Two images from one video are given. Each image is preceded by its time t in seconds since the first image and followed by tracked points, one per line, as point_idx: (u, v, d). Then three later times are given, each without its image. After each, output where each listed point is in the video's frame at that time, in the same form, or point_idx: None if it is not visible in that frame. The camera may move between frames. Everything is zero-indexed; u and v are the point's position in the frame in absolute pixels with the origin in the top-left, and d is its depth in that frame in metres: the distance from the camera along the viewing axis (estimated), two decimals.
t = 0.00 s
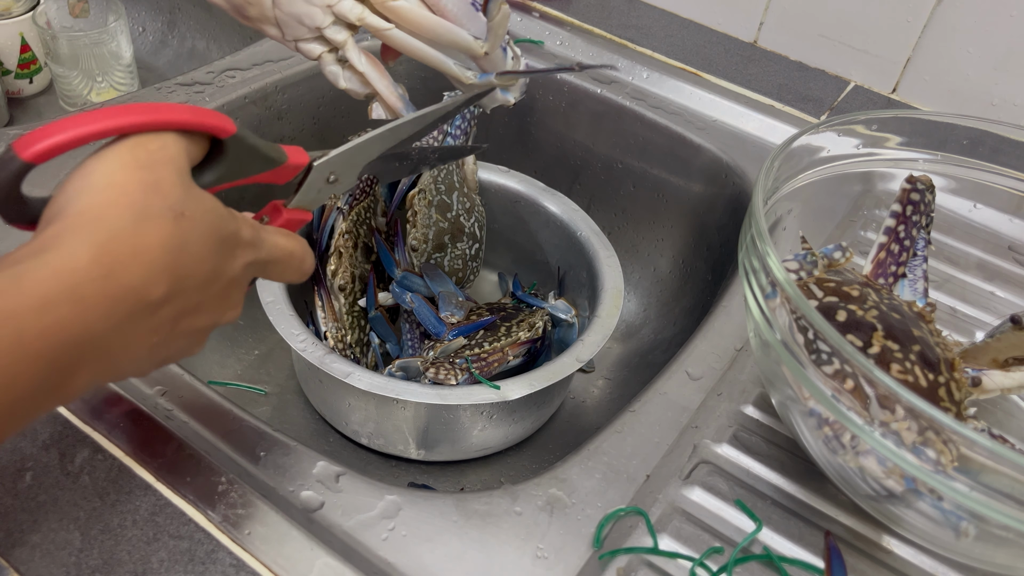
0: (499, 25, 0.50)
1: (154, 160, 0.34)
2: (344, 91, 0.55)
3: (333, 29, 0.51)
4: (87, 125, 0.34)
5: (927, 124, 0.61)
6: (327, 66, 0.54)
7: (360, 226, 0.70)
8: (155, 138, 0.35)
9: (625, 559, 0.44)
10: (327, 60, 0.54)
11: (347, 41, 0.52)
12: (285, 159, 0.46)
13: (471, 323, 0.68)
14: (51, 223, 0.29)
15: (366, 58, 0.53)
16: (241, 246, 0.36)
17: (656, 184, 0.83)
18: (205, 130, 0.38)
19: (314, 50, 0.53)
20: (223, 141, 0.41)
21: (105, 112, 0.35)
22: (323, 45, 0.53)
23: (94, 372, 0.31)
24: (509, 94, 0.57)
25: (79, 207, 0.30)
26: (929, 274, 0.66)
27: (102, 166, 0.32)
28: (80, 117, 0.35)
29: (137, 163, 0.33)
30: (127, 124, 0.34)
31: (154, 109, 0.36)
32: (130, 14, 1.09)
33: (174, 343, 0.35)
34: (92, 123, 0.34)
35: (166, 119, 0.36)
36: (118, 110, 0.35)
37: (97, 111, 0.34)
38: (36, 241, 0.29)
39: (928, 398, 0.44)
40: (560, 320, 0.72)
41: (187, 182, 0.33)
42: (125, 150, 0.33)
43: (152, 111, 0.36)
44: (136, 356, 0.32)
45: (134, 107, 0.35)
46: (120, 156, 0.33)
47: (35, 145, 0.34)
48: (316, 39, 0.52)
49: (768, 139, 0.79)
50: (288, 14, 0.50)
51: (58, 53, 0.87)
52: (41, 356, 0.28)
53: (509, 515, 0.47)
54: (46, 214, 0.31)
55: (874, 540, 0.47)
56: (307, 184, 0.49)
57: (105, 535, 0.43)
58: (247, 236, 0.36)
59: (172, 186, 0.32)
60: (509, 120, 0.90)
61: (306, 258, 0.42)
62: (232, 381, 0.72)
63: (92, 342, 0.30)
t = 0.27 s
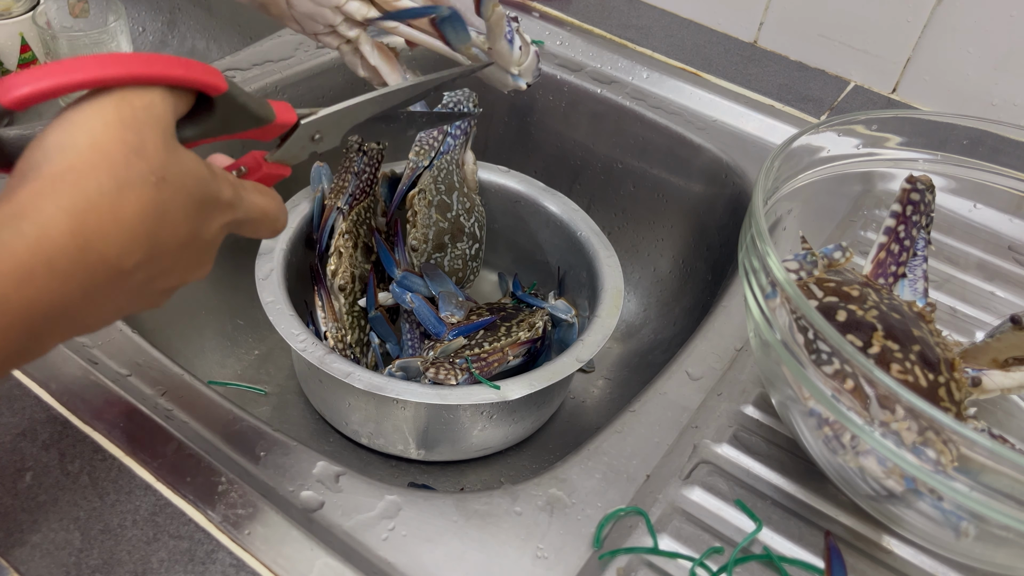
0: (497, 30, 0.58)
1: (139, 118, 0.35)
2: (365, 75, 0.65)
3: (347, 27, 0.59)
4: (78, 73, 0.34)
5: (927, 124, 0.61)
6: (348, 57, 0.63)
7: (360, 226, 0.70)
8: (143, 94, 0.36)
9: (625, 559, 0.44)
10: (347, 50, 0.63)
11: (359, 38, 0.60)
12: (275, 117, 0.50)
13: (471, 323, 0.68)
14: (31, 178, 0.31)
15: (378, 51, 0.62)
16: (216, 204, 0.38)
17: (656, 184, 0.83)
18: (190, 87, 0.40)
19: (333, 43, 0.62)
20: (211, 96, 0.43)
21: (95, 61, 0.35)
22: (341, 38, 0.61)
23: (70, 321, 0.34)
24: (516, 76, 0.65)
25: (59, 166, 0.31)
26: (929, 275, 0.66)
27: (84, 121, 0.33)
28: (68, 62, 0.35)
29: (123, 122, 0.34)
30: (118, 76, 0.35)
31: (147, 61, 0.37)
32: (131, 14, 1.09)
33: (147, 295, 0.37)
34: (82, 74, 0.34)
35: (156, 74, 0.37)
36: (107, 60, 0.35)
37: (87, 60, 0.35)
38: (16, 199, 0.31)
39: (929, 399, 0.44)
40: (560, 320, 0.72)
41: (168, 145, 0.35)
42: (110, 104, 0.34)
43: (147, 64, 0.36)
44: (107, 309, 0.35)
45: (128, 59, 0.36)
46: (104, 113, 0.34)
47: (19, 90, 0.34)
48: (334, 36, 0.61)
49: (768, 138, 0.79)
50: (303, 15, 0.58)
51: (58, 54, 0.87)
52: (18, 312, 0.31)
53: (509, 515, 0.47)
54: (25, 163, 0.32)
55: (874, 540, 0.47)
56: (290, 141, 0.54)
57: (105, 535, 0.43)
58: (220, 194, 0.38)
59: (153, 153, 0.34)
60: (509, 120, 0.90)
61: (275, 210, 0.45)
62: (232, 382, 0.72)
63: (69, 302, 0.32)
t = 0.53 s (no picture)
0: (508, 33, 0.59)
1: (127, 127, 0.36)
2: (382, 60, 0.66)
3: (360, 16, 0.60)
4: (75, 76, 0.32)
5: (928, 124, 0.61)
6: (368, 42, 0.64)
7: (360, 225, 0.70)
8: (134, 105, 0.36)
9: (625, 559, 0.44)
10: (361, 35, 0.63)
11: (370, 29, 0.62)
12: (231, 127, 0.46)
13: (471, 323, 0.68)
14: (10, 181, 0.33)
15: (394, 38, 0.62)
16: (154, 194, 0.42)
17: (656, 184, 0.83)
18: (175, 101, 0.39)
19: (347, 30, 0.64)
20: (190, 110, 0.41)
21: (94, 67, 0.33)
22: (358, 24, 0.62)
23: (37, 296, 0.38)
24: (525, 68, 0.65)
25: (42, 176, 0.33)
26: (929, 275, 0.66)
27: (68, 131, 0.34)
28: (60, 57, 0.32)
29: (111, 135, 0.35)
30: (117, 87, 0.34)
31: (145, 73, 0.36)
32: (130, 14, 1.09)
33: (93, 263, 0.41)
34: (80, 77, 0.32)
35: (153, 89, 0.36)
36: (108, 66, 0.34)
37: (88, 65, 0.33)
38: None
39: (929, 399, 0.44)
40: (560, 320, 0.72)
41: (137, 156, 0.37)
42: (102, 113, 0.35)
43: (144, 78, 0.36)
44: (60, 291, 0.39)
45: (127, 68, 0.35)
46: (95, 122, 0.35)
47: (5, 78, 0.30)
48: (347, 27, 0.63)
49: (768, 138, 0.79)
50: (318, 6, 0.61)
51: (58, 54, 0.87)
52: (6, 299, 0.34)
53: (509, 515, 0.47)
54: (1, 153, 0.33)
55: (874, 540, 0.47)
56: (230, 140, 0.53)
57: (105, 535, 0.43)
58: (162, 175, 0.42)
59: (124, 169, 0.37)
60: (509, 120, 0.90)
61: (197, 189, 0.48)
62: (232, 382, 0.72)
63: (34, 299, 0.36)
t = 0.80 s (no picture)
0: (489, 51, 0.60)
1: (148, 98, 0.33)
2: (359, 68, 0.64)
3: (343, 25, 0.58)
4: (89, 49, 0.30)
5: (927, 124, 0.61)
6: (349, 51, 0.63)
7: (360, 226, 0.70)
8: (153, 76, 0.33)
9: (624, 559, 0.44)
10: (343, 41, 0.61)
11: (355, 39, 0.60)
12: (258, 87, 0.41)
13: (471, 323, 0.68)
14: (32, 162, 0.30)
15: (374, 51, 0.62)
16: (185, 166, 0.39)
17: (656, 184, 0.83)
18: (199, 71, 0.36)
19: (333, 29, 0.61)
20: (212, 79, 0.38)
21: (107, 39, 0.31)
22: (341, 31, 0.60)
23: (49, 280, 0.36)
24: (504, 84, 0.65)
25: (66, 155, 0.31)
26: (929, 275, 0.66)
27: (89, 106, 0.31)
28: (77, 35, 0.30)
29: (133, 108, 0.32)
30: (129, 57, 0.31)
31: (162, 40, 0.33)
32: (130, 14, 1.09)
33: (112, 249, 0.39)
34: (92, 51, 0.30)
35: (174, 58, 0.33)
36: (121, 39, 0.31)
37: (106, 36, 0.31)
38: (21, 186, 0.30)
39: (929, 398, 0.44)
40: (560, 320, 0.72)
41: (162, 129, 0.35)
42: (125, 87, 0.32)
43: (160, 49, 0.33)
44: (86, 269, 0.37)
45: (141, 40, 0.32)
46: (115, 97, 0.32)
47: (28, 58, 0.29)
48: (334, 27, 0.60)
49: (768, 138, 0.79)
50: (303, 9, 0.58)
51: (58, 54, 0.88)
52: None
53: (509, 515, 0.47)
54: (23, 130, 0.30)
55: (874, 540, 0.47)
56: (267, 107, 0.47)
57: (105, 535, 0.43)
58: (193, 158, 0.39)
59: (149, 142, 0.34)
60: (509, 120, 0.90)
61: (238, 157, 0.45)
62: (232, 382, 0.72)
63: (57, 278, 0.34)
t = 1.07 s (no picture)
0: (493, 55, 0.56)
1: (191, 144, 0.39)
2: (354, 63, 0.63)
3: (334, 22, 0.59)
4: (153, 100, 0.35)
5: (928, 124, 0.61)
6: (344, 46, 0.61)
7: (360, 226, 0.71)
8: (202, 121, 0.39)
9: (625, 559, 0.44)
10: (337, 41, 0.62)
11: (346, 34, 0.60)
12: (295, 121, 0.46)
13: (471, 323, 0.68)
14: (88, 203, 0.36)
15: (367, 46, 0.60)
16: (211, 194, 0.45)
17: (656, 184, 0.83)
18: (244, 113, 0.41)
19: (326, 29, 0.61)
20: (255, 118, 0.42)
21: (171, 90, 0.35)
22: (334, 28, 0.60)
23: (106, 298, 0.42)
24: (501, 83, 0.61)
25: (116, 196, 0.37)
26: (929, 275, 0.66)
27: (141, 151, 0.37)
28: (142, 83, 0.34)
29: (177, 153, 0.38)
30: (187, 108, 0.36)
31: (216, 91, 0.38)
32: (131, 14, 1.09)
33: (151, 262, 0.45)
34: (155, 101, 0.35)
35: (224, 107, 0.38)
36: (180, 89, 0.36)
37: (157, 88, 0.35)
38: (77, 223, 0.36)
39: (929, 398, 0.44)
40: (560, 320, 0.72)
41: (200, 168, 0.41)
42: (175, 131, 0.38)
43: (213, 97, 0.37)
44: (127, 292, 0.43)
45: (199, 89, 0.37)
46: (164, 143, 0.38)
47: (94, 103, 0.33)
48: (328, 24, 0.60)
49: (768, 138, 0.79)
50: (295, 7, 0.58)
51: (58, 53, 0.87)
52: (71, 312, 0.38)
53: (509, 515, 0.47)
54: (80, 171, 0.36)
55: (874, 540, 0.47)
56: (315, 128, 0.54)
57: (105, 535, 0.43)
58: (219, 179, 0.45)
59: (187, 181, 0.40)
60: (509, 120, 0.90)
61: (259, 174, 0.51)
62: (232, 382, 0.72)
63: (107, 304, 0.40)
